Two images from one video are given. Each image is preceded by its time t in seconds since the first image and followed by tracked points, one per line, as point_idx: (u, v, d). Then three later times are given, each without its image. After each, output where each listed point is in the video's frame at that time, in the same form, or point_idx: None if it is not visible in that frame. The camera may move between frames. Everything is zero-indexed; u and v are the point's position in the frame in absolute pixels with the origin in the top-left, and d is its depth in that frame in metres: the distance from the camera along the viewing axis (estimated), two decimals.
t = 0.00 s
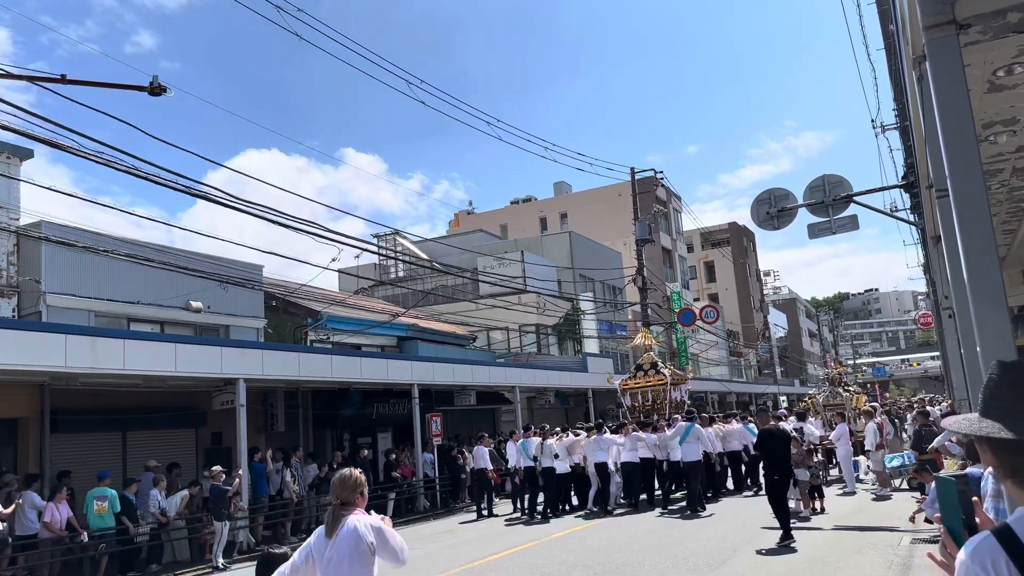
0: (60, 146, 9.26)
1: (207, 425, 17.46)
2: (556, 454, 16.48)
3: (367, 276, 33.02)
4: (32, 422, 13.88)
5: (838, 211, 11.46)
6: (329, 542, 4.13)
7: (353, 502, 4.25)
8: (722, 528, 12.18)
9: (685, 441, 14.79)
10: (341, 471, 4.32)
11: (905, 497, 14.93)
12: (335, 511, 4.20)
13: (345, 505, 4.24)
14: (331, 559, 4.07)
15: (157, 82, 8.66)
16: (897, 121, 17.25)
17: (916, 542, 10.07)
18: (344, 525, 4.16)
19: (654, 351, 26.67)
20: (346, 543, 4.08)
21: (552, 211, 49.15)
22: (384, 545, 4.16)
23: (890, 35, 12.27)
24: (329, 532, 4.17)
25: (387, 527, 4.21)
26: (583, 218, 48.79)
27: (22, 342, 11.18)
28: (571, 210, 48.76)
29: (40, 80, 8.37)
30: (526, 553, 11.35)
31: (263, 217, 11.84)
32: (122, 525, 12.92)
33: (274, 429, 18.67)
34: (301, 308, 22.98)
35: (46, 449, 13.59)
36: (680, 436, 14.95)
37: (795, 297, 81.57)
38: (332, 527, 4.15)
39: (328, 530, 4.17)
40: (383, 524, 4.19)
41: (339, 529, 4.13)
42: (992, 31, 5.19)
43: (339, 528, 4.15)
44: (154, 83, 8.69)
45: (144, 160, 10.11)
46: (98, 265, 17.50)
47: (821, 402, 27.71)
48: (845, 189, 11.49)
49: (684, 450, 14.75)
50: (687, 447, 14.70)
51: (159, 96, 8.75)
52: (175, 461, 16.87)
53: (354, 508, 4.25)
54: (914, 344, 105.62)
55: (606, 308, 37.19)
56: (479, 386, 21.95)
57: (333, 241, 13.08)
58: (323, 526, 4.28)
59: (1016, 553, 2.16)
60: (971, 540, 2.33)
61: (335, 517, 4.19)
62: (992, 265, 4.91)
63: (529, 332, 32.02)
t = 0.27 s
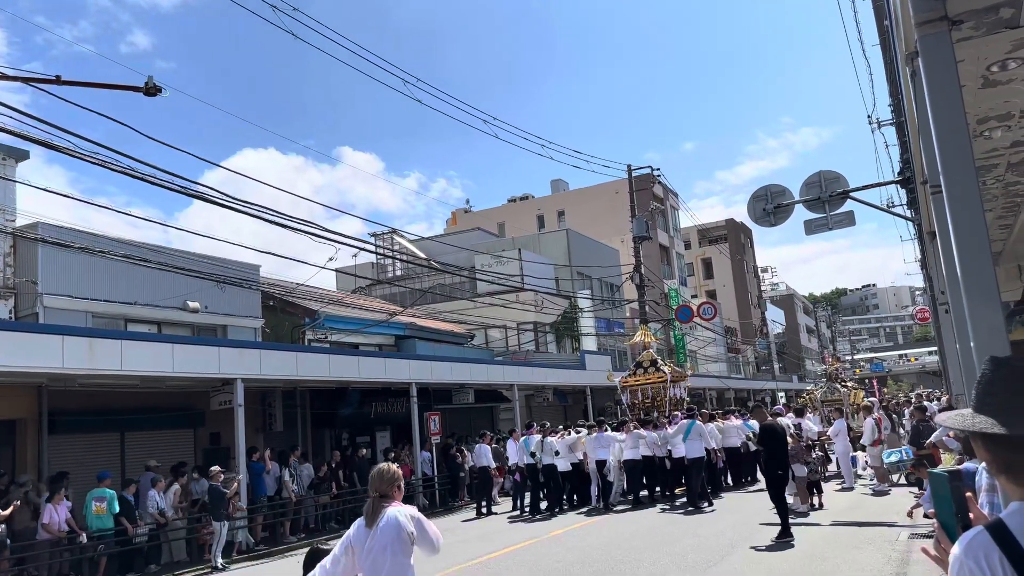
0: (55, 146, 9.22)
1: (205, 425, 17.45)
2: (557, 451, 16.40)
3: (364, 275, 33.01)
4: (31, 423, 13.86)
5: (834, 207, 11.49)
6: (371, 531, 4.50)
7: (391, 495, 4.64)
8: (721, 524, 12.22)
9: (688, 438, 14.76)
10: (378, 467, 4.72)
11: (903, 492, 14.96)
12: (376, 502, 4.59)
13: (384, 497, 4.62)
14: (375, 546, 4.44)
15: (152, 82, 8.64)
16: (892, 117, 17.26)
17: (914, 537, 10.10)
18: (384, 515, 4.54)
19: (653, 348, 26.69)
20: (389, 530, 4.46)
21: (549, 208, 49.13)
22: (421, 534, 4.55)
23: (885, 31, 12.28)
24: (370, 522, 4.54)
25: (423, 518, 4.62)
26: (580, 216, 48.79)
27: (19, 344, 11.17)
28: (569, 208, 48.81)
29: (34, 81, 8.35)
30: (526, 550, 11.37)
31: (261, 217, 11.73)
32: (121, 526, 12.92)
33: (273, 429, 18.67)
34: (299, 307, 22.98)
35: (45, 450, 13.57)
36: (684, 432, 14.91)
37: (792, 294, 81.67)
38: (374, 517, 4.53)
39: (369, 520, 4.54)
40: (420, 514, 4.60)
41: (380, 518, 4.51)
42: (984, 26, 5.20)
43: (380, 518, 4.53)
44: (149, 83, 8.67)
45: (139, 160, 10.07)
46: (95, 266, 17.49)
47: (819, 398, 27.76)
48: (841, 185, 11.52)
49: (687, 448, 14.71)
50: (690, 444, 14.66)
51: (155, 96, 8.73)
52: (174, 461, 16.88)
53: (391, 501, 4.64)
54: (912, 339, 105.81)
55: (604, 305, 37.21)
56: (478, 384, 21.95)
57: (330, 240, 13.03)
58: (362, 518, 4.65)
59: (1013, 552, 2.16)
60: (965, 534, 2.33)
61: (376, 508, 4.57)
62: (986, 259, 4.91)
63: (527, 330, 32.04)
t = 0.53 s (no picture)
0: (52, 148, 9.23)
1: (205, 425, 17.45)
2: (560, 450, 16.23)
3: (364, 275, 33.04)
4: (31, 425, 13.85)
5: (832, 204, 11.49)
6: (406, 526, 4.47)
7: (426, 490, 4.63)
8: (721, 522, 12.23)
9: (691, 435, 15.01)
10: (414, 462, 4.69)
11: (903, 488, 14.98)
12: (411, 497, 4.58)
13: (420, 492, 4.62)
14: (411, 541, 4.41)
15: (149, 83, 8.65)
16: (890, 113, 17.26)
17: (914, 533, 10.11)
18: (420, 511, 4.52)
19: (653, 346, 26.69)
20: (425, 525, 4.45)
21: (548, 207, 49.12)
22: (456, 528, 4.58)
23: (882, 27, 12.28)
24: (406, 516, 4.51)
25: (458, 513, 4.62)
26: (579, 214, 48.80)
27: (19, 346, 11.18)
28: (567, 206, 48.81)
29: (31, 83, 8.35)
30: (526, 548, 11.39)
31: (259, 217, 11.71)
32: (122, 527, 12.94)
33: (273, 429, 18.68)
34: (298, 307, 22.97)
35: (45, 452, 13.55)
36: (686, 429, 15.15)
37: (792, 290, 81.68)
38: (410, 511, 4.51)
39: (404, 514, 4.52)
40: (455, 510, 4.61)
41: (416, 513, 4.49)
42: (978, 23, 5.19)
43: (416, 513, 4.51)
44: (146, 84, 8.68)
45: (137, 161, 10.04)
46: (93, 267, 17.50)
47: (819, 395, 27.80)
48: (839, 182, 11.51)
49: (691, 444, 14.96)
50: (695, 441, 14.91)
51: (152, 97, 8.74)
52: (174, 462, 16.89)
53: (426, 496, 4.64)
54: (912, 335, 105.83)
55: (603, 303, 37.21)
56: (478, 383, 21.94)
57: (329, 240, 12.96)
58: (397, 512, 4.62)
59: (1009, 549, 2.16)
60: (960, 531, 2.34)
61: (411, 503, 4.56)
62: (981, 256, 4.91)
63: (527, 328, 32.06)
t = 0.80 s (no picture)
0: (52, 151, 9.18)
1: (207, 427, 17.46)
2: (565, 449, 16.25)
3: (364, 276, 33.06)
4: (32, 428, 13.87)
5: (832, 201, 11.49)
6: (440, 519, 4.70)
7: (458, 486, 4.85)
8: (723, 520, 12.22)
9: (695, 433, 14.88)
10: (447, 458, 4.90)
11: (905, 485, 14.97)
12: (443, 492, 4.78)
13: (453, 487, 4.85)
14: (445, 534, 4.64)
15: (147, 86, 8.65)
16: (890, 109, 17.24)
17: (916, 530, 10.11)
18: (453, 504, 4.75)
19: (653, 345, 26.69)
20: (459, 518, 4.69)
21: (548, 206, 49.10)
22: (487, 521, 4.80)
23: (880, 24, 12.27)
24: (440, 509, 4.74)
25: (489, 507, 4.86)
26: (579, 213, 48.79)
27: (21, 349, 11.20)
28: (567, 205, 48.79)
29: (30, 87, 8.36)
30: (528, 548, 11.40)
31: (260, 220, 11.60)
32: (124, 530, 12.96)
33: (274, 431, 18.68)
34: (298, 309, 22.97)
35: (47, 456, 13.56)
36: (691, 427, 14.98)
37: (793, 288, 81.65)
38: (445, 504, 4.73)
39: (439, 507, 4.74)
40: (487, 504, 4.84)
41: (450, 506, 4.72)
42: (976, 20, 5.18)
43: (449, 506, 4.74)
44: (145, 87, 8.68)
45: (137, 164, 9.94)
46: (94, 270, 17.52)
47: (820, 392, 27.79)
48: (839, 179, 11.50)
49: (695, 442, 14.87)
50: (698, 439, 14.81)
51: (150, 99, 8.74)
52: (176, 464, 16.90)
53: (459, 490, 4.87)
54: (913, 332, 105.80)
55: (604, 302, 37.22)
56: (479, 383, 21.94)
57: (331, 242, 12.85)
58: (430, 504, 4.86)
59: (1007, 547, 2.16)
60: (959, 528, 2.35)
61: (443, 497, 4.78)
62: (980, 253, 4.92)
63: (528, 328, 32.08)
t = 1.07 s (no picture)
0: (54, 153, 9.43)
1: (209, 427, 17.49)
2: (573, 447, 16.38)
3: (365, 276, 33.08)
4: (35, 430, 13.89)
5: (833, 199, 11.49)
6: (473, 510, 4.71)
7: (490, 477, 4.84)
8: (726, 518, 12.22)
9: (700, 432, 14.80)
10: (478, 450, 4.90)
11: (907, 482, 14.97)
12: (475, 484, 4.79)
13: (485, 479, 4.84)
14: (478, 526, 4.64)
15: (148, 87, 8.66)
16: (890, 106, 17.23)
17: (919, 527, 10.11)
18: (486, 496, 4.76)
19: (655, 344, 26.69)
20: (492, 510, 4.69)
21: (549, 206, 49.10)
22: (519, 514, 4.79)
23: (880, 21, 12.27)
24: (473, 501, 4.75)
25: (521, 499, 4.84)
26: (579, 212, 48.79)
27: (24, 351, 11.23)
28: (567, 205, 48.78)
29: (31, 89, 8.37)
30: (531, 547, 11.40)
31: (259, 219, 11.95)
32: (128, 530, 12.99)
33: (276, 431, 18.70)
34: (300, 309, 22.98)
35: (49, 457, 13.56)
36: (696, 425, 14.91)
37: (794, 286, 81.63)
38: (477, 497, 4.73)
39: (471, 500, 4.74)
40: (519, 496, 4.82)
41: (482, 499, 4.72)
42: (976, 17, 5.15)
43: (482, 499, 4.74)
44: (145, 88, 8.69)
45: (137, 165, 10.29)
46: (95, 271, 17.55)
47: (821, 390, 27.81)
48: (840, 177, 11.50)
49: (700, 441, 14.82)
50: (703, 437, 14.76)
51: (151, 100, 8.75)
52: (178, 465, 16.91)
53: (491, 482, 4.86)
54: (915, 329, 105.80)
55: (605, 301, 37.24)
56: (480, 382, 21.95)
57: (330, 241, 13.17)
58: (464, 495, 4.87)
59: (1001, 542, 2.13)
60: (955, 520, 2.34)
61: (476, 490, 4.79)
62: (982, 251, 4.91)
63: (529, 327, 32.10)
